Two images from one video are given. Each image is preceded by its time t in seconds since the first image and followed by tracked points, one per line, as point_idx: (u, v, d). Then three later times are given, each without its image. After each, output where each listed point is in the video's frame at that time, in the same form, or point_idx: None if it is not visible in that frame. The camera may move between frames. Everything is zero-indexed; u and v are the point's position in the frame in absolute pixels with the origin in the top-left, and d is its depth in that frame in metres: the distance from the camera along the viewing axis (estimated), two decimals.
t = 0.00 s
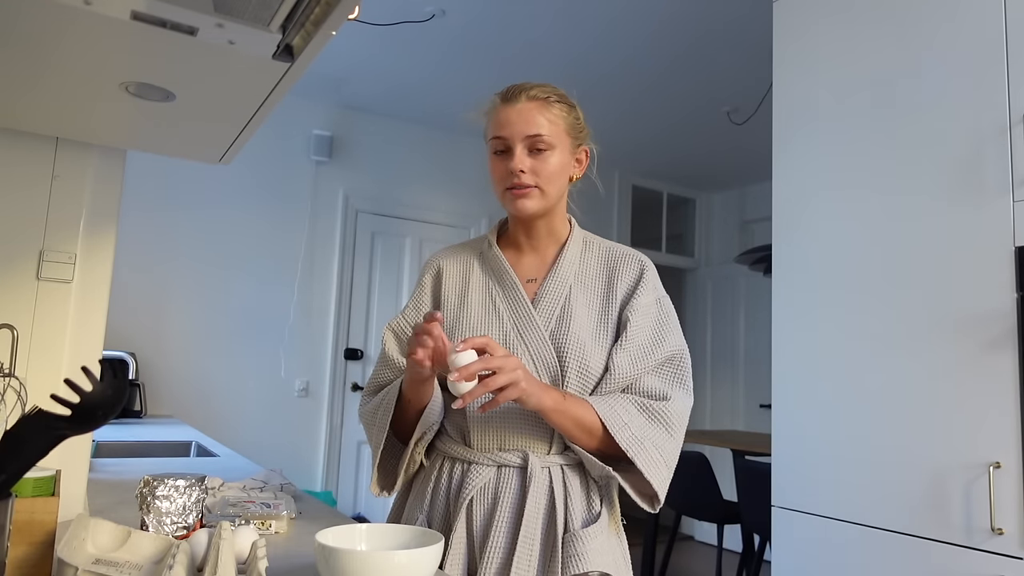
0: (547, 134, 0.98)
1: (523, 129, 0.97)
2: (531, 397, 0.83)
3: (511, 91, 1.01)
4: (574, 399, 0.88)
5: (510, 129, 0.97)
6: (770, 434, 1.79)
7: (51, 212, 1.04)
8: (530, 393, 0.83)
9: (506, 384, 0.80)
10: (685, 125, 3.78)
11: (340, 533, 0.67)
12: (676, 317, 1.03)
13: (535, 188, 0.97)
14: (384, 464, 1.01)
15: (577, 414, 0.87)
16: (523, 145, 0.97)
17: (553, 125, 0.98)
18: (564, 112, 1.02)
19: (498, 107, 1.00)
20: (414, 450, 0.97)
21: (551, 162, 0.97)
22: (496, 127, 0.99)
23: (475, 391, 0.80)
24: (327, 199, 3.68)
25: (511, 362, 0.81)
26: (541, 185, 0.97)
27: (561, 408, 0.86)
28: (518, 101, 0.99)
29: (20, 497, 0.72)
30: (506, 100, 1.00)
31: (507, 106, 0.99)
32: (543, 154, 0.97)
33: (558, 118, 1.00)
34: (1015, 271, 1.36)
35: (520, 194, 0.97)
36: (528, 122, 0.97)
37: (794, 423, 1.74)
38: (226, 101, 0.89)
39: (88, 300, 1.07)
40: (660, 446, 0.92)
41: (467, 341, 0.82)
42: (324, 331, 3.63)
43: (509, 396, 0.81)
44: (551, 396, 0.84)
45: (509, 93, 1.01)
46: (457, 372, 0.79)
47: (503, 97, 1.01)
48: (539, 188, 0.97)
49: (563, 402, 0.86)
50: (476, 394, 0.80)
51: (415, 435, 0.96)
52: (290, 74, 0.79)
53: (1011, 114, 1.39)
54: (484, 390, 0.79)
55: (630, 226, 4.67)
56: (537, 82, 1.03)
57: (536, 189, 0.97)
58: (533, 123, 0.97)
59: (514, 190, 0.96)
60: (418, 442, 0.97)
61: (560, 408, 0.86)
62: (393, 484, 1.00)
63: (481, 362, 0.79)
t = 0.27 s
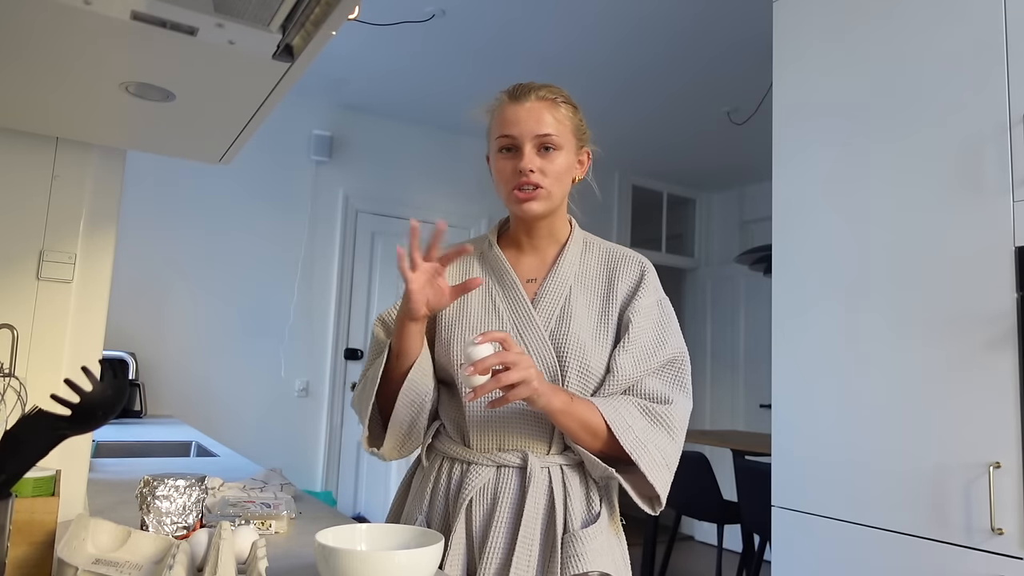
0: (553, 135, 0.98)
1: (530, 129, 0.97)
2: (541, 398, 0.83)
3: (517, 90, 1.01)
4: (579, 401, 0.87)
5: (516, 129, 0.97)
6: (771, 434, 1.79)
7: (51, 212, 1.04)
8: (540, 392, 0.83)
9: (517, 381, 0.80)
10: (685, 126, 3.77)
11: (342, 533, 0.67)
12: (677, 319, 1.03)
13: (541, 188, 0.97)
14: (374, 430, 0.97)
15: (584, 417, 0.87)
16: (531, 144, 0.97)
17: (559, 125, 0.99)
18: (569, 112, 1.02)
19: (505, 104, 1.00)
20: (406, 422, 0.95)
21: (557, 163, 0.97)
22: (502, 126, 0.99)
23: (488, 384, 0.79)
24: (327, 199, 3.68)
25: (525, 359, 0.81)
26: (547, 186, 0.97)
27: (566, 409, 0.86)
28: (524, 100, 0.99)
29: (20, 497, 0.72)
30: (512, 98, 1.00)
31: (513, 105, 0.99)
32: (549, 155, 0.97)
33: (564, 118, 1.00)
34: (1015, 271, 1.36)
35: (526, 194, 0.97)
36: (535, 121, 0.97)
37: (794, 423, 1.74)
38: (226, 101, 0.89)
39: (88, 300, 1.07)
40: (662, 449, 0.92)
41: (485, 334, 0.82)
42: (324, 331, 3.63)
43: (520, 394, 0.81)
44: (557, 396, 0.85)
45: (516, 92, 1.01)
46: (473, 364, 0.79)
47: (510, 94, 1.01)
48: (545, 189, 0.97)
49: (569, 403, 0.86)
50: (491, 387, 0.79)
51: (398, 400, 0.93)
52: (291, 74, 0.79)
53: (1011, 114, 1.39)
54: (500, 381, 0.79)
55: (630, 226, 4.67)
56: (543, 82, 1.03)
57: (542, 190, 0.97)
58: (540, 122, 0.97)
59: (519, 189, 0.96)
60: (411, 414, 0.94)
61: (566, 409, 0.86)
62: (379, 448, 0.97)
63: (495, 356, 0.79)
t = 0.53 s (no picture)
0: (557, 133, 0.98)
1: (534, 127, 0.97)
2: (545, 395, 0.83)
3: (521, 88, 1.01)
4: (581, 401, 0.87)
5: (520, 126, 0.98)
6: (770, 434, 1.79)
7: (51, 212, 1.04)
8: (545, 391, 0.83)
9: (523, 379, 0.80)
10: (685, 126, 3.77)
11: (342, 534, 0.67)
12: (678, 320, 1.03)
13: (543, 187, 0.97)
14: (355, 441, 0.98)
15: (586, 417, 0.87)
16: (532, 141, 0.97)
17: (562, 124, 0.99)
18: (573, 112, 1.02)
19: (508, 103, 1.00)
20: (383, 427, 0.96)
21: (559, 161, 0.97)
22: (505, 124, 0.99)
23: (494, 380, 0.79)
24: (327, 199, 3.68)
25: (531, 356, 0.80)
26: (549, 184, 0.97)
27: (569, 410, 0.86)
28: (528, 99, 0.99)
29: (20, 497, 0.72)
30: (517, 96, 1.00)
31: (517, 104, 0.99)
32: (551, 153, 0.97)
33: (567, 117, 1.00)
34: (1015, 271, 1.36)
35: (527, 193, 0.97)
36: (539, 120, 0.98)
37: (794, 423, 1.74)
38: (226, 101, 0.89)
39: (88, 299, 1.07)
40: (662, 450, 0.92)
41: (494, 330, 0.82)
42: (324, 331, 3.64)
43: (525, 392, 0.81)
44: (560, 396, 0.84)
45: (520, 90, 1.01)
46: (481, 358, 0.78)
47: (514, 92, 1.01)
48: (547, 187, 0.97)
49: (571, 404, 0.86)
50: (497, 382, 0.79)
51: (370, 404, 0.95)
52: (290, 74, 0.79)
53: (1012, 114, 1.39)
54: (506, 378, 0.79)
55: (630, 226, 4.67)
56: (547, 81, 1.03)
57: (543, 188, 0.97)
58: (543, 120, 0.98)
59: (521, 187, 0.96)
60: (388, 417, 0.96)
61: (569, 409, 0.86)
62: (354, 460, 0.97)
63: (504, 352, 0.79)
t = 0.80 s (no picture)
0: (562, 132, 0.98)
1: (541, 124, 0.97)
2: (541, 395, 0.83)
3: (526, 87, 1.01)
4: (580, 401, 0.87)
5: (525, 124, 0.97)
6: (771, 435, 1.79)
7: (51, 212, 1.04)
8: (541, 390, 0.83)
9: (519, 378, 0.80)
10: (685, 126, 3.77)
11: (342, 535, 0.67)
12: (677, 320, 1.03)
13: (548, 185, 0.97)
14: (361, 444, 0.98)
15: (585, 416, 0.87)
16: (539, 140, 0.97)
17: (567, 123, 0.99)
18: (576, 113, 1.02)
19: (513, 101, 1.00)
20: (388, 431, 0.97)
21: (564, 160, 0.98)
22: (510, 121, 0.99)
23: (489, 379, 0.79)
24: (327, 199, 3.68)
25: (527, 356, 0.80)
26: (554, 183, 0.97)
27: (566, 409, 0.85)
28: (532, 97, 0.99)
29: (19, 497, 0.72)
30: (522, 95, 1.00)
31: (521, 102, 0.99)
32: (556, 152, 0.98)
33: (571, 117, 1.01)
34: (1015, 271, 1.36)
35: (533, 190, 0.97)
36: (545, 118, 0.98)
37: (794, 423, 1.74)
38: (227, 101, 0.89)
39: (88, 299, 1.07)
40: (661, 450, 0.92)
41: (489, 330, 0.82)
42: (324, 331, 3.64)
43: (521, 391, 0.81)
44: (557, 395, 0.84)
45: (525, 89, 1.01)
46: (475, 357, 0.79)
47: (518, 91, 1.01)
48: (552, 186, 0.97)
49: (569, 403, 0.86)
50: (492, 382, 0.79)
51: (373, 409, 0.95)
52: (290, 74, 0.79)
53: (1011, 114, 1.39)
54: (500, 377, 0.79)
55: (630, 226, 4.67)
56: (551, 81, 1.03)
57: (548, 186, 0.97)
58: (549, 118, 0.98)
59: (526, 185, 0.96)
60: (392, 421, 0.96)
61: (568, 408, 0.86)
62: (360, 464, 0.98)
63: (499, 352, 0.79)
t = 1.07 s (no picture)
0: (569, 132, 0.99)
1: (549, 123, 0.97)
2: (545, 394, 0.83)
3: (534, 86, 1.01)
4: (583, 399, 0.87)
5: (533, 122, 0.97)
6: (771, 435, 1.79)
7: (51, 211, 1.04)
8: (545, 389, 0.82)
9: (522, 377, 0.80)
10: (685, 126, 3.77)
11: (343, 535, 0.67)
12: (678, 318, 1.03)
13: (554, 184, 0.97)
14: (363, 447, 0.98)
15: (587, 415, 0.87)
16: (547, 138, 0.97)
17: (574, 123, 1.00)
18: (581, 113, 1.03)
19: (520, 99, 1.00)
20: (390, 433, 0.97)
21: (570, 160, 0.98)
22: (518, 119, 0.99)
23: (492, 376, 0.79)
24: (327, 199, 3.68)
25: (531, 354, 0.81)
26: (561, 182, 0.97)
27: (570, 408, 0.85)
28: (539, 96, 0.99)
29: (20, 497, 0.72)
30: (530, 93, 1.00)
31: (529, 100, 0.99)
32: (563, 151, 0.98)
33: (578, 118, 1.01)
34: (1015, 271, 1.36)
35: (539, 188, 0.97)
36: (553, 117, 0.98)
37: (794, 423, 1.74)
38: (227, 101, 0.89)
39: (88, 299, 1.07)
40: (663, 449, 0.92)
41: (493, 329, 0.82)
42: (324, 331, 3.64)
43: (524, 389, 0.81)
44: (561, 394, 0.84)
45: (533, 87, 1.01)
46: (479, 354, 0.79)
47: (525, 89, 1.01)
48: (558, 185, 0.97)
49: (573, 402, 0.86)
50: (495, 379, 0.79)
51: (375, 411, 0.95)
52: (290, 73, 0.79)
53: (1011, 114, 1.39)
54: (503, 375, 0.79)
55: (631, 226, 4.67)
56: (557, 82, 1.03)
57: (554, 185, 0.97)
58: (558, 118, 0.98)
59: (533, 183, 0.96)
60: (394, 423, 0.97)
61: (571, 407, 0.86)
62: (363, 466, 0.97)
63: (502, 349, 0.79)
